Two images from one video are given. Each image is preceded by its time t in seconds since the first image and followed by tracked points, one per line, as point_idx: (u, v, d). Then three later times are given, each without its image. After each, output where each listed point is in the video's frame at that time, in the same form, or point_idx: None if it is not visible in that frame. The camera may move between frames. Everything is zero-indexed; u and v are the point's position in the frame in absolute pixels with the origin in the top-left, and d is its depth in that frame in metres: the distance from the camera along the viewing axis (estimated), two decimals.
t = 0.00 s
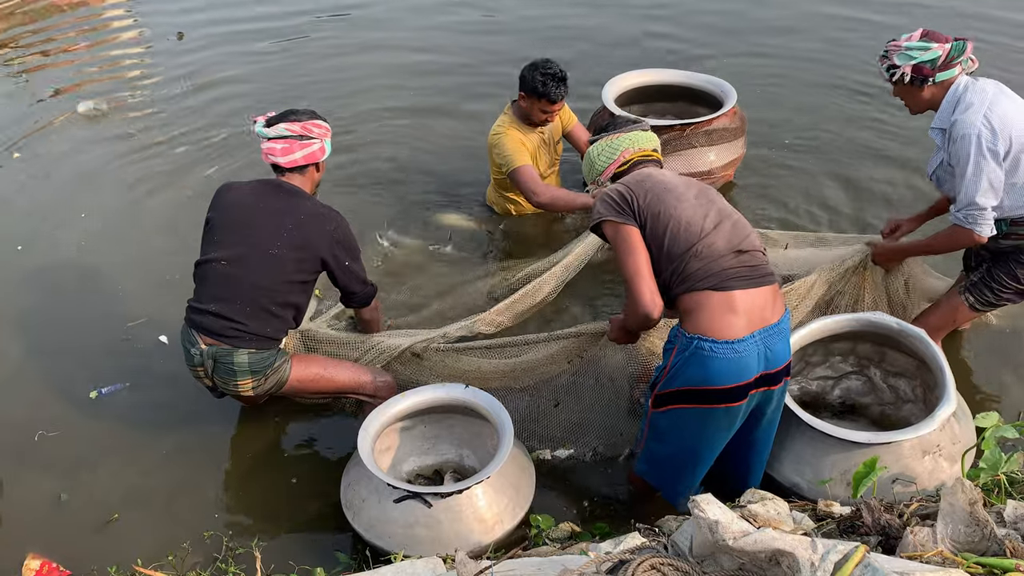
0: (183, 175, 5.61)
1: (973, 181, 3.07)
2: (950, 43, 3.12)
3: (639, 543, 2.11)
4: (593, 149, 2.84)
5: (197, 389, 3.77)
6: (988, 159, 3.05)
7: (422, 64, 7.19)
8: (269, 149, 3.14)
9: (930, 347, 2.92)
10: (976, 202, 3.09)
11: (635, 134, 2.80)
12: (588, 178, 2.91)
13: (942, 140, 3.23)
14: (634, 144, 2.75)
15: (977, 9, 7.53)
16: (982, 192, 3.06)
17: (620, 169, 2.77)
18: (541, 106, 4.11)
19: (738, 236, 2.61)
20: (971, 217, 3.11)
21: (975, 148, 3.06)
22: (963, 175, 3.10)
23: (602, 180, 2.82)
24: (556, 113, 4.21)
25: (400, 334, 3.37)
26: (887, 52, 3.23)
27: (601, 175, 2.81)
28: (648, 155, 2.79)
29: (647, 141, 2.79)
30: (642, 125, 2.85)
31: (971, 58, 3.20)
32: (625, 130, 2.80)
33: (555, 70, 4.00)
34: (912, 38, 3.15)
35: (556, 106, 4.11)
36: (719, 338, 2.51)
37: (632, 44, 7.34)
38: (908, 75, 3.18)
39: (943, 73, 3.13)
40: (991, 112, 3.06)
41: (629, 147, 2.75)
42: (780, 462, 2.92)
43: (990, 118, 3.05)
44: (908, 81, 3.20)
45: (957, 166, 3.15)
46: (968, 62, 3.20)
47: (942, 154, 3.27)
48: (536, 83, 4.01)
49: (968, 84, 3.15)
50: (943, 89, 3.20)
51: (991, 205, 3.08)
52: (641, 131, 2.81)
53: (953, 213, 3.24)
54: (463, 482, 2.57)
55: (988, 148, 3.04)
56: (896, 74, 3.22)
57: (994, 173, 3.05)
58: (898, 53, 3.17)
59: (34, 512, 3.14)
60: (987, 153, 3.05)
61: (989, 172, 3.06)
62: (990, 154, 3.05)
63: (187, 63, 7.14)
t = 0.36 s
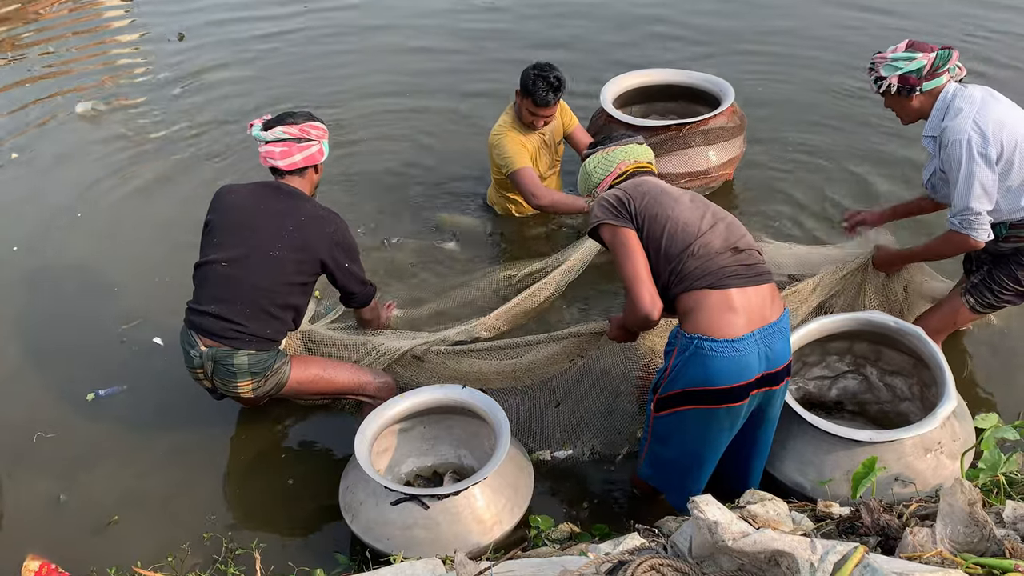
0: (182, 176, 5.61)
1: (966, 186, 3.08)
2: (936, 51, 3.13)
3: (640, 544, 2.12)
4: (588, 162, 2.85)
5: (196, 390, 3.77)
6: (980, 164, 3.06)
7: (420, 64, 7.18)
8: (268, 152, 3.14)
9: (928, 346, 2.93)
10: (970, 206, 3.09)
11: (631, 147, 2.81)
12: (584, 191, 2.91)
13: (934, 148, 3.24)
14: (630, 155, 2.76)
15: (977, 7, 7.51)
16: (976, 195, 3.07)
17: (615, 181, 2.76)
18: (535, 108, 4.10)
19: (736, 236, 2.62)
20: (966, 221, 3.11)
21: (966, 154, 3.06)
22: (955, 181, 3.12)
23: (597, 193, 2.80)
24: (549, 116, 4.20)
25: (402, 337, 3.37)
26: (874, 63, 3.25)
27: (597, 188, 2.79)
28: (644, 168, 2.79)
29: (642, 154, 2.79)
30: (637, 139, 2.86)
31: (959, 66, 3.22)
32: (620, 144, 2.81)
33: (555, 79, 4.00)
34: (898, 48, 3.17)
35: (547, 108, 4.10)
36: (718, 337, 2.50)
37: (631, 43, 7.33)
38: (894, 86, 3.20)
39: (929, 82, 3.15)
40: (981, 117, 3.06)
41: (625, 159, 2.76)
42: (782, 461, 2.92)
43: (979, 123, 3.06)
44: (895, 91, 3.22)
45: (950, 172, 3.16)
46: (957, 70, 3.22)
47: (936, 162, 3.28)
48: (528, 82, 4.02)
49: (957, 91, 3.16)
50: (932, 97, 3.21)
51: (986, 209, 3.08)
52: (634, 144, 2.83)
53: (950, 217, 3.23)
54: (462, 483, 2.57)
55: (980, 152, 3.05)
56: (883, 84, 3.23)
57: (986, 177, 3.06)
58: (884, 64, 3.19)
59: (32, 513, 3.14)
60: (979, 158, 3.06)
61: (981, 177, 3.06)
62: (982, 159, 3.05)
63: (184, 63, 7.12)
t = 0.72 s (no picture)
0: (180, 176, 5.60)
1: (966, 189, 3.08)
2: (935, 56, 3.11)
3: (639, 545, 2.12)
4: (588, 165, 2.84)
5: (195, 391, 3.77)
6: (979, 167, 3.06)
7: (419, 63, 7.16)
8: (266, 153, 3.13)
9: (925, 345, 2.93)
10: (972, 210, 3.09)
11: (630, 149, 2.81)
12: (584, 194, 2.90)
13: (932, 151, 3.23)
14: (630, 158, 2.76)
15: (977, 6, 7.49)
16: (977, 198, 3.07)
17: (615, 183, 2.76)
18: (530, 109, 4.09)
19: (734, 236, 2.62)
20: (966, 225, 3.13)
21: (967, 157, 3.06)
22: (955, 185, 3.11)
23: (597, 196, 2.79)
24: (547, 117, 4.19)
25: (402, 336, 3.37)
26: (872, 67, 3.23)
27: (597, 191, 2.79)
28: (643, 170, 2.79)
29: (641, 156, 2.79)
30: (635, 141, 2.86)
31: (959, 71, 3.20)
32: (618, 146, 2.81)
33: (550, 83, 4.00)
34: (897, 53, 3.16)
35: (546, 111, 4.11)
36: (716, 337, 2.50)
37: (630, 42, 7.31)
38: (892, 90, 3.18)
39: (928, 87, 3.13)
40: (980, 121, 3.06)
41: (625, 161, 2.76)
42: (782, 462, 2.92)
43: (979, 126, 3.05)
44: (892, 95, 3.20)
45: (949, 175, 3.15)
46: (956, 76, 3.19)
47: (934, 165, 3.26)
48: (523, 83, 4.01)
49: (954, 93, 3.14)
50: (931, 101, 3.19)
51: (986, 213, 3.09)
52: (633, 147, 2.82)
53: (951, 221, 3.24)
54: (460, 484, 2.57)
55: (979, 155, 3.05)
56: (881, 89, 3.21)
57: (986, 180, 3.06)
58: (883, 67, 3.17)
59: (30, 515, 3.13)
60: (979, 162, 3.05)
61: (981, 180, 3.06)
62: (982, 162, 3.05)
63: (182, 62, 7.10)
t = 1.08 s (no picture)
0: (179, 176, 5.59)
1: (965, 193, 3.08)
2: (932, 62, 3.10)
3: (638, 546, 2.12)
4: (593, 162, 2.84)
5: (194, 392, 3.76)
6: (978, 171, 3.06)
7: (418, 65, 7.16)
8: (256, 147, 3.12)
9: (923, 342, 2.94)
10: (970, 215, 3.10)
11: (634, 147, 2.79)
12: (588, 193, 2.90)
13: (930, 157, 3.21)
14: (633, 156, 2.75)
15: (976, 11, 7.50)
16: (976, 202, 3.07)
17: (620, 180, 2.76)
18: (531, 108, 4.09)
19: (738, 237, 2.62)
20: (965, 230, 3.13)
21: (965, 162, 3.06)
22: (954, 189, 3.11)
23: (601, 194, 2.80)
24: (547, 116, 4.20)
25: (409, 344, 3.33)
26: (871, 71, 3.23)
27: (601, 189, 2.80)
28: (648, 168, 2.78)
29: (645, 154, 2.78)
30: (641, 139, 2.85)
31: (957, 77, 3.23)
32: (625, 144, 2.80)
33: (551, 79, 3.99)
34: (896, 58, 3.15)
35: (541, 111, 4.10)
36: (718, 338, 2.50)
37: (629, 45, 7.32)
38: (890, 95, 3.17)
39: (926, 92, 3.12)
40: (977, 125, 3.06)
41: (629, 159, 2.75)
42: (784, 463, 2.92)
43: (977, 130, 3.05)
44: (890, 100, 3.19)
45: (947, 179, 3.15)
46: (955, 82, 3.23)
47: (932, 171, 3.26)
48: (524, 82, 4.01)
49: (951, 98, 3.14)
50: (928, 106, 3.17)
51: (985, 218, 3.10)
52: (640, 145, 2.81)
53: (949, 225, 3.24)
54: (458, 484, 2.56)
55: (978, 159, 3.05)
56: (878, 93, 3.20)
57: (983, 185, 3.07)
58: (881, 73, 3.16)
59: (29, 516, 3.13)
60: (977, 166, 3.05)
61: (980, 185, 3.06)
62: (980, 166, 3.05)
63: (181, 63, 7.10)
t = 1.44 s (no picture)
0: (179, 176, 5.58)
1: (964, 196, 3.08)
2: (935, 63, 3.12)
3: (639, 546, 2.12)
4: (596, 161, 2.83)
5: (194, 391, 3.77)
6: (978, 174, 3.05)
7: (419, 64, 7.15)
8: (246, 138, 3.08)
9: (920, 341, 2.94)
10: (969, 218, 3.11)
11: (636, 147, 2.79)
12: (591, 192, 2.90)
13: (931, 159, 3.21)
14: (635, 156, 2.74)
15: (979, 10, 7.48)
16: (975, 205, 3.07)
17: (621, 182, 2.75)
18: (542, 111, 4.11)
19: (741, 238, 2.62)
20: (964, 233, 3.13)
21: (965, 165, 3.05)
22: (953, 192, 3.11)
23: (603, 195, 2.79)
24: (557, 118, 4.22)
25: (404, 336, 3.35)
26: (873, 72, 3.24)
27: (603, 190, 2.79)
28: (650, 168, 2.77)
29: (648, 153, 2.77)
30: (642, 139, 2.86)
31: (960, 80, 3.21)
32: (625, 145, 2.80)
33: (558, 78, 4.00)
34: (898, 59, 3.16)
35: (558, 111, 4.11)
36: (720, 339, 2.50)
37: (630, 42, 7.30)
38: (891, 96, 3.18)
39: (927, 95, 3.13)
40: (979, 128, 3.05)
41: (630, 160, 2.74)
42: (784, 464, 2.91)
43: (977, 133, 3.04)
44: (891, 101, 3.21)
45: (947, 181, 3.15)
46: (957, 83, 3.21)
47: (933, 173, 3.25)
48: (538, 87, 3.99)
49: (952, 100, 3.14)
50: (931, 108, 3.19)
51: (984, 221, 3.10)
52: (640, 144, 2.81)
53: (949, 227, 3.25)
54: (458, 484, 2.56)
55: (978, 162, 3.04)
56: (880, 93, 3.22)
57: (981, 188, 3.07)
58: (884, 73, 3.17)
59: (30, 515, 3.13)
60: (977, 169, 3.05)
61: (980, 188, 3.06)
62: (980, 170, 3.05)
63: (182, 61, 7.09)
